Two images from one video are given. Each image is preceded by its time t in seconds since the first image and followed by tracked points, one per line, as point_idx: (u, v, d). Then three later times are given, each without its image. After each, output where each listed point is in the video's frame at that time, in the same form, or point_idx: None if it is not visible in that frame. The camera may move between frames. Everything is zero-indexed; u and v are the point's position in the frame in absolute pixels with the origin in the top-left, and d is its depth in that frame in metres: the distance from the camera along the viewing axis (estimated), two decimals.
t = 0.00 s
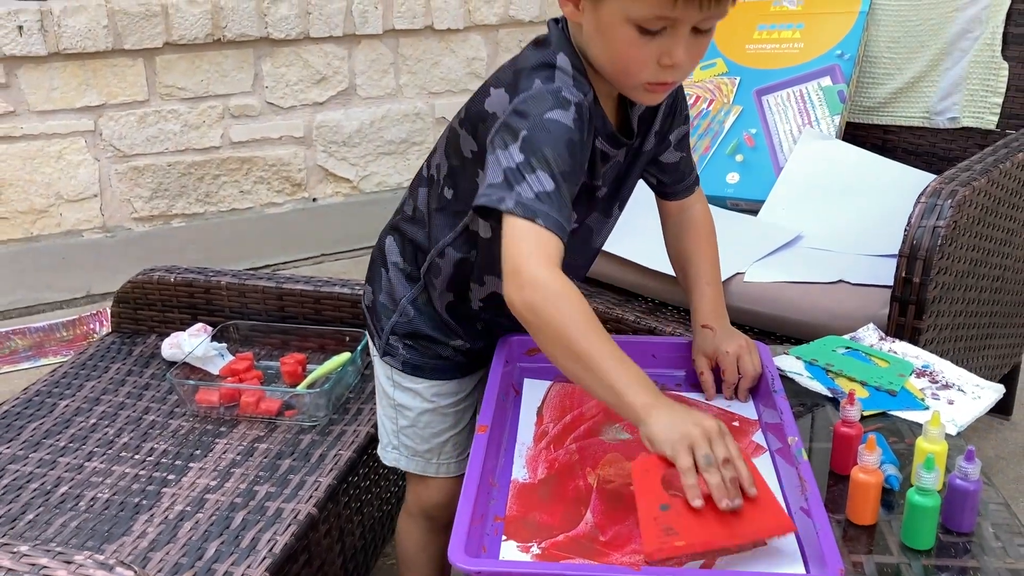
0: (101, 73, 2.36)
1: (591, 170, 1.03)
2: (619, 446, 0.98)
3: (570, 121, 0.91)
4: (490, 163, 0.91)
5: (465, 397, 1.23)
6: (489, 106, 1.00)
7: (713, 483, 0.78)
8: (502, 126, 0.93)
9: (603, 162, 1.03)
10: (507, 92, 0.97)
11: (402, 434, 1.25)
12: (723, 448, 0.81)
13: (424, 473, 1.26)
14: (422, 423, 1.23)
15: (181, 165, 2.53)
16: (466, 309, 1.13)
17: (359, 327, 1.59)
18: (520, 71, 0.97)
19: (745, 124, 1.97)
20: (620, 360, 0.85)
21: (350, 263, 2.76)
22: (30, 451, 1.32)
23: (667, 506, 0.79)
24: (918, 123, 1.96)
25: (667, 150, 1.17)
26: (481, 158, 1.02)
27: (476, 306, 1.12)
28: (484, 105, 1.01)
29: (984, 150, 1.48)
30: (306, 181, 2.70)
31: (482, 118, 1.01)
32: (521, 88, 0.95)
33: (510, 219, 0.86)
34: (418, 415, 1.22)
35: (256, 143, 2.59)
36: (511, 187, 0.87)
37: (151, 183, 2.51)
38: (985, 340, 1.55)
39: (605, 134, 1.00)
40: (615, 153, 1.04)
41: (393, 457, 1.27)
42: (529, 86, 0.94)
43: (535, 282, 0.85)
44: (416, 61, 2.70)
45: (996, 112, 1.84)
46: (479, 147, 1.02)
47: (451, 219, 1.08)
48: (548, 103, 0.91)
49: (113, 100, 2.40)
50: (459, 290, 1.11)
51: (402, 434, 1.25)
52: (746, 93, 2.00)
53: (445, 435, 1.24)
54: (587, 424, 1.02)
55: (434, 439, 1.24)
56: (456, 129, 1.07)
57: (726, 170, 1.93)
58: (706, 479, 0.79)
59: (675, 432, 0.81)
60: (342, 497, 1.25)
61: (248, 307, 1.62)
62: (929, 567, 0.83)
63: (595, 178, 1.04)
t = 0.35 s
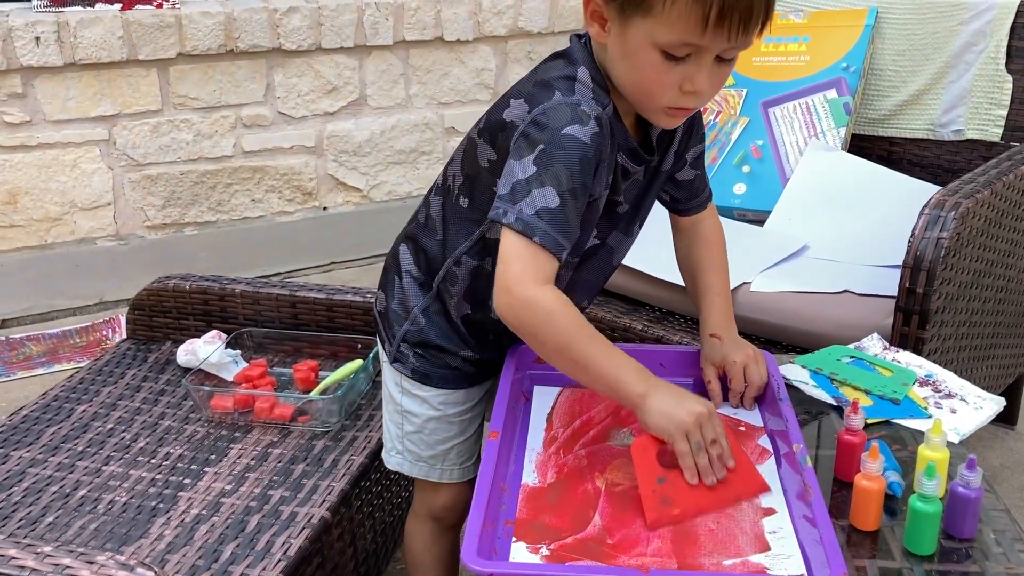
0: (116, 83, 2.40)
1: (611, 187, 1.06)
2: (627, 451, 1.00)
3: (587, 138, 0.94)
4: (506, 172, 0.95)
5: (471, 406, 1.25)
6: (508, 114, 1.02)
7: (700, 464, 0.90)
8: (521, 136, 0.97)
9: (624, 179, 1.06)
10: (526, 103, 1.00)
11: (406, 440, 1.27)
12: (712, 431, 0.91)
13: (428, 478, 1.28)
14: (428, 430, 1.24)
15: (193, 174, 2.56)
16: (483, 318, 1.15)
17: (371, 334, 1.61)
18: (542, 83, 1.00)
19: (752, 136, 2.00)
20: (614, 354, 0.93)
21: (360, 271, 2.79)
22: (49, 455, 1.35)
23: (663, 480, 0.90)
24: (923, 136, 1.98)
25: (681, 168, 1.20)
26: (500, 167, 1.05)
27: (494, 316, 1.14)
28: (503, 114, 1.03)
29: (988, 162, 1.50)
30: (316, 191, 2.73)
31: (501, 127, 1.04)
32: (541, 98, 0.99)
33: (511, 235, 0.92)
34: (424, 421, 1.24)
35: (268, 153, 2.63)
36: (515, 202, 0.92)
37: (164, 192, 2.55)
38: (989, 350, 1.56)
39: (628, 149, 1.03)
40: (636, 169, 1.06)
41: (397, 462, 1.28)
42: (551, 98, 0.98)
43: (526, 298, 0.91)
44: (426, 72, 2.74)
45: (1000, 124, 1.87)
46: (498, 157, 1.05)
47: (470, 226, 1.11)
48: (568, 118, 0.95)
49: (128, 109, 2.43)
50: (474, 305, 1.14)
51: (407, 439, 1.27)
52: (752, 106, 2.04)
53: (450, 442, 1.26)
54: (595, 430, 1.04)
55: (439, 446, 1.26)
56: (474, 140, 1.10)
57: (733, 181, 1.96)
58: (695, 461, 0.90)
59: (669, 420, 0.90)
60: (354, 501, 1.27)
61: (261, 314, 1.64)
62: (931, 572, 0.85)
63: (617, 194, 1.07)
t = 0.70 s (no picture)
0: (125, 91, 2.42)
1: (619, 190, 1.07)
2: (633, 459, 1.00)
3: (593, 147, 0.96)
4: (514, 178, 0.98)
5: (481, 410, 1.25)
6: (516, 121, 1.04)
7: (707, 460, 0.93)
8: (528, 142, 0.99)
9: (631, 181, 1.08)
10: (535, 110, 1.01)
11: (417, 442, 1.28)
12: (719, 431, 0.94)
13: (437, 481, 1.29)
14: (437, 433, 1.25)
15: (202, 181, 2.57)
16: (495, 323, 1.16)
17: (379, 341, 1.62)
18: (549, 91, 1.01)
19: (759, 144, 2.00)
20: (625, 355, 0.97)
21: (367, 278, 2.80)
22: (58, 459, 1.35)
23: (670, 476, 0.93)
24: (931, 144, 1.98)
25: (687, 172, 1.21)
26: (507, 173, 1.07)
27: (506, 320, 1.15)
28: (512, 121, 1.04)
29: (995, 171, 1.50)
30: (324, 198, 2.75)
31: (509, 133, 1.05)
32: (547, 107, 1.00)
33: (522, 244, 0.96)
34: (434, 424, 1.25)
35: (276, 160, 2.64)
36: (524, 212, 0.95)
37: (173, 199, 2.56)
38: (997, 358, 1.56)
39: (634, 153, 1.05)
40: (642, 172, 1.08)
41: (406, 464, 1.29)
42: (557, 106, 0.99)
43: (542, 304, 0.95)
44: (434, 79, 2.75)
45: (1007, 133, 1.87)
46: (505, 162, 1.07)
47: (481, 230, 1.13)
48: (574, 128, 0.96)
49: (137, 116, 2.45)
50: (485, 307, 1.15)
51: (417, 442, 1.28)
52: (760, 114, 2.03)
53: (459, 445, 1.27)
54: (602, 437, 1.04)
55: (448, 449, 1.27)
56: (483, 145, 1.11)
57: (741, 189, 1.96)
58: (701, 458, 0.93)
59: (678, 418, 0.94)
60: (362, 506, 1.27)
61: (270, 320, 1.65)
62: None
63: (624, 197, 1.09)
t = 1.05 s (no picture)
0: (134, 100, 2.43)
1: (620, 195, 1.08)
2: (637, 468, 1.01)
3: (589, 154, 0.97)
4: (512, 184, 0.99)
5: (493, 416, 1.26)
6: (517, 127, 1.05)
7: (694, 458, 0.94)
8: (527, 148, 1.00)
9: (631, 186, 1.08)
10: (534, 117, 1.02)
11: (429, 449, 1.29)
12: (709, 428, 0.95)
13: (450, 488, 1.30)
14: (448, 440, 1.26)
15: (210, 190, 2.59)
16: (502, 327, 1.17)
17: (385, 349, 1.62)
18: (550, 97, 1.03)
19: (764, 155, 2.01)
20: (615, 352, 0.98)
21: (373, 287, 2.82)
22: (65, 466, 1.36)
23: (659, 473, 0.94)
24: (936, 154, 1.98)
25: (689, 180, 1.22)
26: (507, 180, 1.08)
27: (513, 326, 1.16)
28: (513, 128, 1.06)
29: (1000, 182, 1.50)
30: (331, 207, 2.76)
31: (510, 140, 1.06)
32: (546, 113, 1.01)
33: (516, 246, 0.97)
34: (446, 431, 1.25)
35: (284, 169, 2.66)
36: (518, 216, 0.96)
37: (181, 207, 2.58)
38: (1002, 368, 1.56)
39: (634, 160, 1.06)
40: (642, 178, 1.09)
41: (420, 471, 1.30)
42: (556, 113, 1.00)
43: (530, 306, 0.96)
44: (441, 89, 2.76)
45: (1012, 144, 1.87)
46: (506, 168, 1.07)
47: (485, 236, 1.14)
48: (570, 134, 0.97)
49: (145, 126, 2.46)
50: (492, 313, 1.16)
51: (429, 449, 1.29)
52: (765, 124, 2.05)
53: (471, 452, 1.27)
54: (606, 446, 1.04)
55: (460, 456, 1.27)
56: (486, 153, 1.12)
57: (745, 199, 1.97)
58: (690, 455, 0.94)
59: (669, 414, 0.95)
60: (367, 514, 1.28)
61: (277, 328, 1.66)
62: None
63: (624, 202, 1.09)
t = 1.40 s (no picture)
0: (143, 113, 2.45)
1: (612, 176, 1.08)
2: (643, 481, 1.01)
3: (559, 119, 0.99)
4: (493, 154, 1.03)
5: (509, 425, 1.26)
6: (507, 112, 1.09)
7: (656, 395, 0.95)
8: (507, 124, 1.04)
9: (625, 169, 1.09)
10: (519, 96, 1.07)
11: (448, 458, 1.30)
12: (658, 363, 0.92)
13: (467, 496, 1.30)
14: (465, 447, 1.26)
15: (217, 202, 2.60)
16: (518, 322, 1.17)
17: (391, 361, 1.62)
18: (538, 77, 1.08)
19: (770, 167, 2.02)
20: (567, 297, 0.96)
21: (379, 299, 2.82)
22: (73, 477, 1.37)
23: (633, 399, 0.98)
24: (942, 167, 1.99)
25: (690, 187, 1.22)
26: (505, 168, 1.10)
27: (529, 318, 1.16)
28: (506, 114, 1.10)
29: (1006, 195, 1.50)
30: (338, 219, 2.77)
31: (502, 125, 1.10)
32: (528, 92, 1.06)
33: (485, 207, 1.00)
34: (461, 439, 1.26)
35: (291, 181, 2.67)
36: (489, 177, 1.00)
37: (188, 219, 2.59)
38: (1009, 382, 1.56)
39: (623, 137, 1.06)
40: (635, 162, 1.09)
41: (439, 480, 1.31)
42: (535, 89, 1.05)
43: (486, 263, 0.97)
44: (447, 102, 2.78)
45: (1018, 157, 1.87)
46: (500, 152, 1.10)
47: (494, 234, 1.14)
48: (544, 103, 1.01)
49: (153, 138, 2.48)
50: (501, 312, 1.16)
51: (448, 457, 1.29)
52: (771, 137, 2.06)
53: (487, 460, 1.27)
54: (611, 459, 1.05)
55: (477, 464, 1.27)
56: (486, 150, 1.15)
57: (752, 212, 1.98)
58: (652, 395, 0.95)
59: (619, 348, 0.93)
60: (374, 526, 1.28)
61: (284, 339, 1.66)
62: None
63: (620, 186, 1.10)
